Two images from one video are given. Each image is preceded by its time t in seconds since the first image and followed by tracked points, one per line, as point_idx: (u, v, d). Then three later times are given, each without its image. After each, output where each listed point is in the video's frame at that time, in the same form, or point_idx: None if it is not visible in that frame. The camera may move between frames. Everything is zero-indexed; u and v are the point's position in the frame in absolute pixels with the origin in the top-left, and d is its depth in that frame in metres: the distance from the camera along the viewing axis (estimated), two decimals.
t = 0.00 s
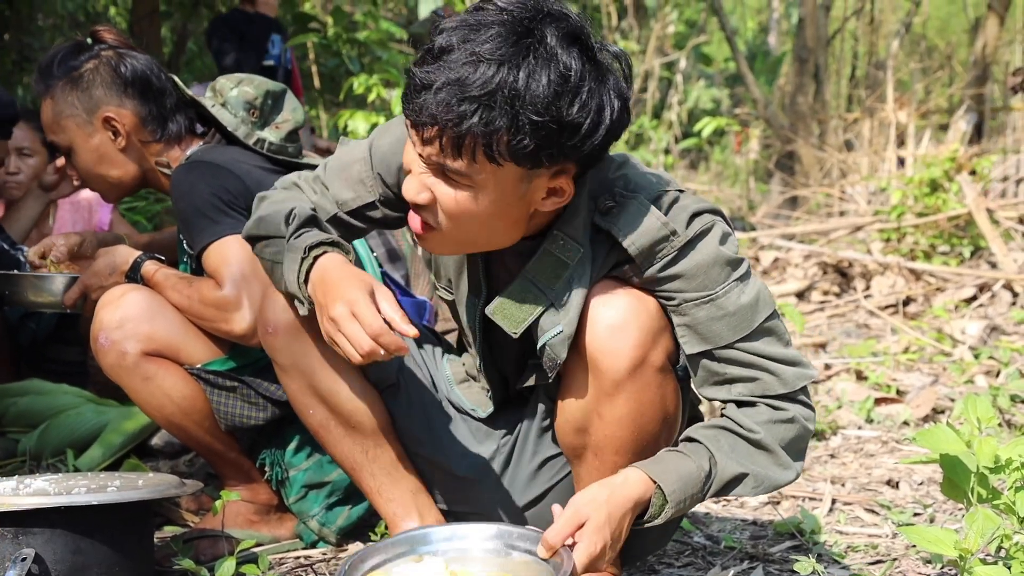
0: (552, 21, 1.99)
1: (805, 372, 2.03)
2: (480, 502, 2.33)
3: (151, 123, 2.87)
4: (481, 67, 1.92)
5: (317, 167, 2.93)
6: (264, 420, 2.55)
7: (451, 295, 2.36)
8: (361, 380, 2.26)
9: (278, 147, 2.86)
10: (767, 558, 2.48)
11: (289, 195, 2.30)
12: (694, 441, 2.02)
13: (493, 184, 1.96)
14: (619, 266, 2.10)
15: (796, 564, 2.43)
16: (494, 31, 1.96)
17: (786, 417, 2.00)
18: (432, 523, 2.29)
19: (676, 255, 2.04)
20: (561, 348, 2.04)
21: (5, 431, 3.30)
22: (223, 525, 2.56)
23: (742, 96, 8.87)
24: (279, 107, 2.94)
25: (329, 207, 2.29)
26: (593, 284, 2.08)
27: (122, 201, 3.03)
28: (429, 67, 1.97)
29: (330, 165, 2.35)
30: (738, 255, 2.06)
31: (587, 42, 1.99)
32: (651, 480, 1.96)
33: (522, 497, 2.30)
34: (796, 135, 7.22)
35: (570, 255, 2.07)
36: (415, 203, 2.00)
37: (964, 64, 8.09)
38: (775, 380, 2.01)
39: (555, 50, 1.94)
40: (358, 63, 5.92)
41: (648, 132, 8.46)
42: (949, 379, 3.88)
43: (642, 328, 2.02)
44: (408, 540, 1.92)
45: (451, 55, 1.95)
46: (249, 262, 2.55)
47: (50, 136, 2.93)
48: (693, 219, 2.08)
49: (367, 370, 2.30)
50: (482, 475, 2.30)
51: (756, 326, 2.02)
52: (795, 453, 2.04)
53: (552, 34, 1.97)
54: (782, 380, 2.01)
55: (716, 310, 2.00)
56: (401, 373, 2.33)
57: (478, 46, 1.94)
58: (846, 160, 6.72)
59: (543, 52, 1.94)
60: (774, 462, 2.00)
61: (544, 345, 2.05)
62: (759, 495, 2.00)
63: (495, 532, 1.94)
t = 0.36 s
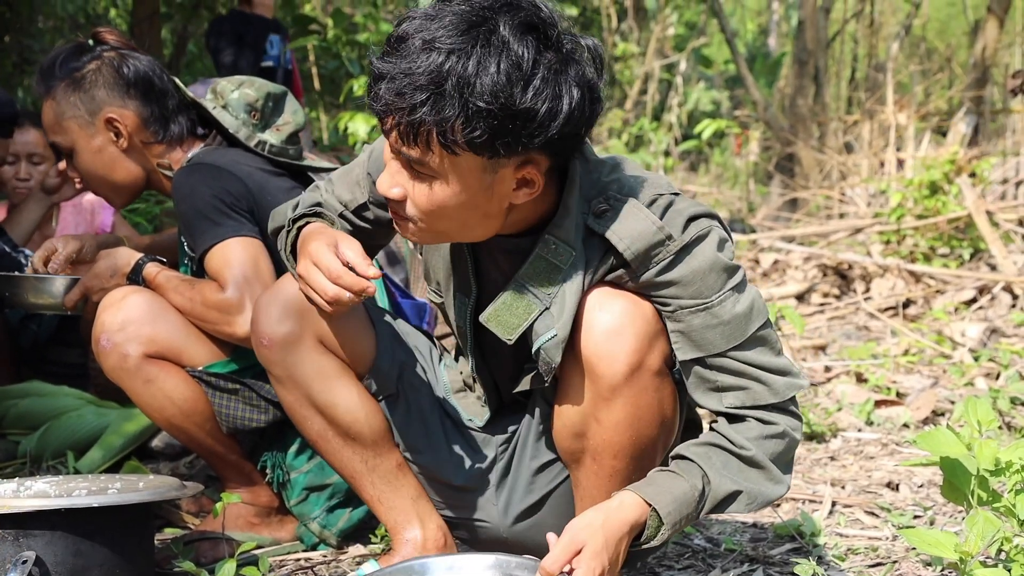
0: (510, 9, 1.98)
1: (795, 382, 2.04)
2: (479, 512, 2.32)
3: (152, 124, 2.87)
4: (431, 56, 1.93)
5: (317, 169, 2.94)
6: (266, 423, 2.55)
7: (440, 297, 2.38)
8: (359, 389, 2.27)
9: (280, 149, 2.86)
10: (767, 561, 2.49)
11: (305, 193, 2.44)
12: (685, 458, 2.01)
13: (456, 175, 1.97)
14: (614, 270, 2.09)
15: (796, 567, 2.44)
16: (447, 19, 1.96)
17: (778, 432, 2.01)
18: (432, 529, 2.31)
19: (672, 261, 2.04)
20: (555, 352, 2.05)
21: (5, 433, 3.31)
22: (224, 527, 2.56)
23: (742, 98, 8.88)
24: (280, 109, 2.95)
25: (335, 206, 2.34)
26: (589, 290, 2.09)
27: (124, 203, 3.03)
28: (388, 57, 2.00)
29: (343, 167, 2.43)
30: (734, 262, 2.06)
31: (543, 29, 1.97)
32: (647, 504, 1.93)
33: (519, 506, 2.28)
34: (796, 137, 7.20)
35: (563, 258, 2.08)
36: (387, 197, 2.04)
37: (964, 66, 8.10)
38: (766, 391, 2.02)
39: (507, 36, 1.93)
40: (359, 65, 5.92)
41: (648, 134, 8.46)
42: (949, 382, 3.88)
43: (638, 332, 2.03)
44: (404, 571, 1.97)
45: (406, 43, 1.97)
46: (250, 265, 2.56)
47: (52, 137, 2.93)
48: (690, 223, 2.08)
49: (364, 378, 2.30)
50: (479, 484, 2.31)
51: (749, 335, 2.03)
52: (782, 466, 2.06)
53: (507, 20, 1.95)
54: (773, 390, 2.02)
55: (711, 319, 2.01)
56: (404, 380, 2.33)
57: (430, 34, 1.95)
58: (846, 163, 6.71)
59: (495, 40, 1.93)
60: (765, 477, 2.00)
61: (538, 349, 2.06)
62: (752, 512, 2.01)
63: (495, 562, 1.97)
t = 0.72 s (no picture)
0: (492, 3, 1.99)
1: (791, 382, 2.05)
2: (480, 518, 2.33)
3: (153, 126, 2.88)
4: (416, 56, 1.94)
5: (318, 171, 2.95)
6: (267, 425, 2.56)
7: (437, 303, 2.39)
8: (360, 394, 2.26)
9: (280, 151, 2.86)
10: (769, 562, 2.49)
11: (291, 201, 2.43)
12: (686, 458, 2.00)
13: (456, 174, 1.97)
14: (613, 269, 2.09)
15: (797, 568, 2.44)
16: (431, 19, 1.97)
17: (775, 432, 2.02)
18: (434, 532, 2.32)
19: (671, 261, 2.04)
20: (555, 350, 2.05)
21: (6, 435, 3.31)
22: (225, 529, 2.57)
23: (742, 99, 8.88)
24: (281, 111, 2.95)
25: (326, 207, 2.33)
26: (589, 288, 2.09)
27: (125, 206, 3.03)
28: (376, 61, 2.01)
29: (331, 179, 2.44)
30: (732, 263, 2.07)
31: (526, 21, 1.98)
32: (651, 504, 1.93)
33: (519, 510, 2.29)
34: (797, 138, 7.19)
35: (561, 257, 2.08)
36: (386, 197, 2.04)
37: (964, 67, 8.10)
38: (763, 390, 2.03)
39: (490, 30, 1.93)
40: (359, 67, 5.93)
41: (648, 135, 8.47)
42: (950, 383, 3.88)
43: (637, 331, 2.03)
44: (409, 570, 1.97)
45: (392, 45, 1.99)
46: (251, 267, 2.55)
47: (53, 140, 2.93)
48: (689, 223, 2.09)
49: (364, 382, 2.29)
50: (478, 489, 2.31)
51: (746, 335, 2.04)
52: (778, 466, 2.07)
53: (490, 14, 1.96)
54: (769, 390, 2.03)
55: (708, 318, 2.01)
56: (404, 385, 2.34)
57: (414, 35, 1.96)
58: (846, 164, 6.71)
59: (478, 35, 1.93)
60: (764, 477, 2.01)
61: (537, 347, 2.06)
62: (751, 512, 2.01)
63: (497, 562, 1.98)
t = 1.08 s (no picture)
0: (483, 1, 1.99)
1: (789, 384, 2.05)
2: (480, 521, 2.33)
3: (153, 127, 2.88)
4: (407, 54, 1.94)
5: (318, 172, 2.95)
6: (267, 426, 2.56)
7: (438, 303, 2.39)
8: (360, 395, 2.26)
9: (280, 152, 2.86)
10: (769, 563, 2.49)
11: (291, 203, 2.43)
12: (686, 458, 2.00)
13: (450, 171, 1.98)
14: (614, 268, 2.08)
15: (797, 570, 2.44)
16: (422, 18, 1.98)
17: (774, 432, 2.03)
18: (434, 533, 2.32)
19: (671, 260, 2.05)
20: (555, 349, 2.05)
21: (6, 436, 3.31)
22: (225, 530, 2.57)
23: (742, 100, 8.89)
24: (281, 112, 2.95)
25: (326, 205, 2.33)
26: (591, 287, 2.09)
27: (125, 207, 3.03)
28: (368, 61, 2.02)
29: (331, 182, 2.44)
30: (732, 263, 2.08)
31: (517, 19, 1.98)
32: (652, 503, 1.93)
33: (519, 512, 2.29)
34: (796, 139, 7.18)
35: (562, 257, 2.08)
36: (384, 194, 2.04)
37: (965, 68, 8.10)
38: (763, 391, 2.03)
39: (480, 28, 1.94)
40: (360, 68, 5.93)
41: (648, 137, 8.48)
42: (950, 384, 3.88)
43: (638, 330, 2.03)
44: (411, 567, 1.98)
45: (384, 44, 1.99)
46: (252, 268, 2.55)
47: (53, 141, 2.93)
48: (689, 223, 2.09)
49: (364, 384, 2.29)
50: (478, 492, 2.31)
51: (745, 336, 2.05)
52: (777, 467, 2.07)
53: (481, 13, 1.96)
54: (767, 391, 2.03)
55: (708, 318, 2.02)
56: (404, 389, 2.34)
57: (405, 34, 1.97)
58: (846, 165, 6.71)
59: (468, 33, 1.94)
60: (763, 477, 2.02)
61: (538, 346, 2.06)
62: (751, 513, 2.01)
63: (499, 559, 1.98)
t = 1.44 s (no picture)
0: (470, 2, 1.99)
1: (788, 385, 2.06)
2: (480, 521, 2.33)
3: (154, 128, 2.88)
4: (394, 55, 1.95)
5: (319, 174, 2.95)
6: (267, 427, 2.56)
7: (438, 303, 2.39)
8: (360, 395, 2.26)
9: (281, 153, 2.86)
10: (769, 565, 2.49)
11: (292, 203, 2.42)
12: (686, 459, 2.01)
13: (445, 170, 1.98)
14: (614, 268, 2.08)
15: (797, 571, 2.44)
16: (409, 18, 1.98)
17: (773, 433, 2.03)
18: (435, 534, 2.32)
19: (671, 260, 2.05)
20: (555, 349, 2.05)
21: (6, 437, 3.31)
22: (225, 531, 2.57)
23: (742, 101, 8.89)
24: (282, 113, 2.95)
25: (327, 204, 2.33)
26: (590, 287, 2.09)
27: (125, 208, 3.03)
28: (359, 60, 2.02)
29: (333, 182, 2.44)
30: (732, 264, 2.08)
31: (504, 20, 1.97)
32: (653, 503, 1.93)
33: (520, 513, 2.29)
34: (796, 140, 7.19)
35: (562, 257, 2.09)
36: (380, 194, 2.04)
37: (965, 70, 8.10)
38: (761, 392, 2.03)
39: (465, 29, 1.94)
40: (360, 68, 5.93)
41: (648, 138, 8.49)
42: (950, 385, 3.88)
43: (638, 330, 2.03)
44: (411, 566, 1.98)
45: (372, 44, 2.00)
46: (252, 268, 2.55)
47: (53, 142, 2.93)
48: (689, 224, 2.09)
49: (364, 385, 2.29)
50: (479, 492, 2.31)
51: (744, 337, 2.05)
52: (776, 468, 2.07)
53: (467, 13, 1.96)
54: (766, 391, 2.03)
55: (707, 318, 2.02)
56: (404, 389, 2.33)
57: (391, 35, 1.97)
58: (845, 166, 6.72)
59: (453, 34, 1.94)
60: (763, 478, 2.02)
61: (538, 346, 2.06)
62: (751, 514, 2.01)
63: (499, 558, 1.98)
